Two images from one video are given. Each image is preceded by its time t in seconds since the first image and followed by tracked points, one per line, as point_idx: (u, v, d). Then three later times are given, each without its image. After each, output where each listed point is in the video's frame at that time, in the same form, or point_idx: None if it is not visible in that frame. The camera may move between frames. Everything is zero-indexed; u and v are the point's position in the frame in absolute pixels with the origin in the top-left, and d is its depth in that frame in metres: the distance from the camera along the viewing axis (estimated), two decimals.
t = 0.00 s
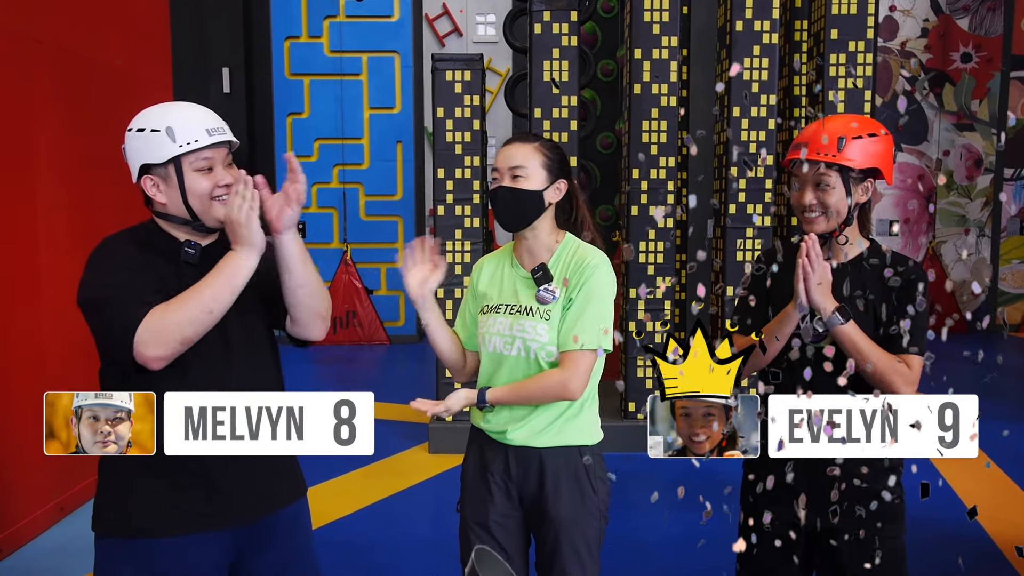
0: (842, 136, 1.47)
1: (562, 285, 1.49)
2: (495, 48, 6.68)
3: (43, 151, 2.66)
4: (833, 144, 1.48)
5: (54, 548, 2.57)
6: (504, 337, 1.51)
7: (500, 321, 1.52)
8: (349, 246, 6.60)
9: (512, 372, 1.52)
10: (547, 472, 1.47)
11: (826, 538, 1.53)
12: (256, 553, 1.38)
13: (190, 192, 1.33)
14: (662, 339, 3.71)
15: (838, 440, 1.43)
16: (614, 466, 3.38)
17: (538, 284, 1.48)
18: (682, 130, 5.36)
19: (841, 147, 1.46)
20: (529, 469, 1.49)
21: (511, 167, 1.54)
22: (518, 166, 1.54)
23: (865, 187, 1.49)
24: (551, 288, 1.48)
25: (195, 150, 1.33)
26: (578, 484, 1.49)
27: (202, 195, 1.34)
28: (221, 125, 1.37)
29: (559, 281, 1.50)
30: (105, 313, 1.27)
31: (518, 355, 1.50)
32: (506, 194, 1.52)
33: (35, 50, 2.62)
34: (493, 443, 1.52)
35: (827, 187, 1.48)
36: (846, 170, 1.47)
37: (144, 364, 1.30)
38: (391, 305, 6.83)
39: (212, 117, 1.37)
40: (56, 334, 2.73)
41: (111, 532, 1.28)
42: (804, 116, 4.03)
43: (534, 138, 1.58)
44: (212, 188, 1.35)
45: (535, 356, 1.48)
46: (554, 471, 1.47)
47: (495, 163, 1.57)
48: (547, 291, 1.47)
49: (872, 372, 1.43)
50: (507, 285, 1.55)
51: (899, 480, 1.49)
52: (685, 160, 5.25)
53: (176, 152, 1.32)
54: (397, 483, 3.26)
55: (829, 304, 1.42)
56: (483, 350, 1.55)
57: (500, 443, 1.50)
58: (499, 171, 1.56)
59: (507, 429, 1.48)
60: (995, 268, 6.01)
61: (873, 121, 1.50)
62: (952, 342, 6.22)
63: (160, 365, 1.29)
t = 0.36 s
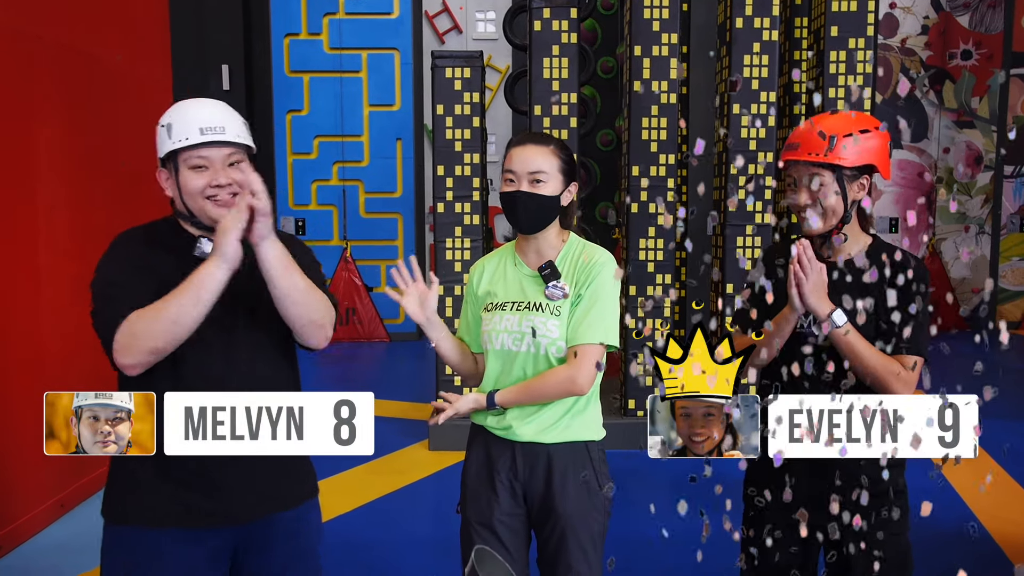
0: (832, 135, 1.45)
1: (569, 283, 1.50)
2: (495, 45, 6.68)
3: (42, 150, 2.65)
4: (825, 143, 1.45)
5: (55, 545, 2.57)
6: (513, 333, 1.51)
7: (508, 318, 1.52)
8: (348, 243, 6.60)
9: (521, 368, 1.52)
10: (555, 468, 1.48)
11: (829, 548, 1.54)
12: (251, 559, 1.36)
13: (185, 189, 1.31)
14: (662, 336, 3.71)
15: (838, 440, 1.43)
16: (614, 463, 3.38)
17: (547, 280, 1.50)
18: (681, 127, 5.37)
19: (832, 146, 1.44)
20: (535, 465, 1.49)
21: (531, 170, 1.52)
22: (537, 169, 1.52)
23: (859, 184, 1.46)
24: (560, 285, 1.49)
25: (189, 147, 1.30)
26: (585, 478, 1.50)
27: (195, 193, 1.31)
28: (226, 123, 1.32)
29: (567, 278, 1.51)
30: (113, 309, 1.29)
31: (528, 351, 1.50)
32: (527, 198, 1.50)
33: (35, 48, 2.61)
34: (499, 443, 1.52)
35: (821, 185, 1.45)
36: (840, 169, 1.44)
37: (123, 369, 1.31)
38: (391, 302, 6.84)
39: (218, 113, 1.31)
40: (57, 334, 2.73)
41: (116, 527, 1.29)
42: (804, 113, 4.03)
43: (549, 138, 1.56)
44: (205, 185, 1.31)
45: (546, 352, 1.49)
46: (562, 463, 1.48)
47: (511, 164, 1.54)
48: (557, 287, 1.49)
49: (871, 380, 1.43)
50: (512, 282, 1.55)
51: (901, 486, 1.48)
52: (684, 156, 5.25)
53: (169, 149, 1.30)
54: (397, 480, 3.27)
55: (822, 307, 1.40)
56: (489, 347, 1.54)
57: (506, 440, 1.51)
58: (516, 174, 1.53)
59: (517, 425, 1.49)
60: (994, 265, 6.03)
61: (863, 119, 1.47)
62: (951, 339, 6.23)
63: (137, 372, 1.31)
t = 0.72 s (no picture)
0: (866, 135, 1.44)
1: (567, 281, 1.51)
2: (496, 43, 6.68)
3: (42, 150, 2.65)
4: (856, 141, 1.44)
5: (56, 543, 2.58)
6: (511, 333, 1.51)
7: (507, 318, 1.52)
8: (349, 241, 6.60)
9: (518, 367, 1.52)
10: (555, 464, 1.49)
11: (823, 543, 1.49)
12: (255, 559, 1.33)
13: (235, 184, 1.34)
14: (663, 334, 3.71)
15: (838, 440, 1.44)
16: (614, 462, 3.38)
17: (546, 278, 1.50)
18: (681, 126, 5.37)
19: (864, 145, 1.43)
20: (535, 462, 1.50)
21: (535, 164, 1.54)
22: (540, 164, 1.54)
23: (885, 189, 1.44)
24: (559, 283, 1.49)
25: (242, 144, 1.33)
26: (585, 475, 1.51)
27: (242, 189, 1.34)
28: (277, 125, 1.33)
29: (565, 277, 1.52)
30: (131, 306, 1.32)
31: (526, 350, 1.50)
32: (530, 191, 1.51)
33: (33, 47, 2.60)
34: (497, 439, 1.53)
35: (843, 182, 1.44)
36: (865, 169, 1.43)
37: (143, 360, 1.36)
38: (391, 300, 6.85)
39: (274, 116, 1.34)
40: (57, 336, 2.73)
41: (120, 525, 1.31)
42: (806, 112, 4.04)
43: (550, 136, 1.57)
44: (251, 182, 1.33)
45: (546, 352, 1.49)
46: (561, 459, 1.49)
47: (514, 158, 1.56)
48: (556, 286, 1.49)
49: (847, 384, 1.38)
50: (511, 281, 1.55)
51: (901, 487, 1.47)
52: (685, 155, 5.27)
53: (227, 143, 1.34)
54: (397, 478, 3.27)
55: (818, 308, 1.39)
56: (487, 346, 1.54)
57: (505, 439, 1.51)
58: (519, 167, 1.55)
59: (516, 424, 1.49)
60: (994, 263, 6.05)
61: (901, 126, 1.45)
62: (952, 337, 6.22)
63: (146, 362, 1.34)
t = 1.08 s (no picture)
0: (917, 144, 1.41)
1: (562, 280, 1.51)
2: (491, 44, 6.78)
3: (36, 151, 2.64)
4: (905, 150, 1.42)
5: (52, 546, 2.56)
6: (508, 334, 1.50)
7: (504, 319, 1.51)
8: (344, 243, 6.59)
9: (517, 369, 1.51)
10: (552, 464, 1.49)
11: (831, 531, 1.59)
12: (256, 559, 1.33)
13: (251, 201, 1.34)
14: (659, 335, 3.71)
15: (838, 439, 1.46)
16: (612, 463, 3.38)
17: (542, 280, 1.50)
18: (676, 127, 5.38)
19: (915, 155, 1.40)
20: (533, 463, 1.50)
21: (524, 165, 1.54)
22: (529, 163, 1.54)
23: (935, 201, 1.41)
24: (556, 285, 1.49)
25: (261, 162, 1.33)
26: (582, 476, 1.51)
27: (261, 208, 1.34)
28: (296, 144, 1.34)
29: (561, 277, 1.52)
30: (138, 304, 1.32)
31: (524, 352, 1.49)
32: (520, 193, 1.52)
33: (26, 48, 2.58)
34: (496, 440, 1.52)
35: (891, 193, 1.43)
36: (913, 179, 1.42)
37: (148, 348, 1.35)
38: (387, 302, 6.85)
39: (293, 135, 1.35)
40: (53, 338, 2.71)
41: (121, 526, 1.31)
42: (800, 113, 4.05)
43: (542, 136, 1.57)
44: (269, 201, 1.34)
45: (545, 354, 1.49)
46: (559, 460, 1.50)
47: (505, 158, 1.56)
48: (552, 287, 1.48)
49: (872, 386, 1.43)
50: (506, 281, 1.54)
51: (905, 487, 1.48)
52: (679, 156, 5.29)
53: (246, 160, 1.34)
54: (394, 479, 3.26)
55: (876, 298, 1.40)
56: (484, 347, 1.53)
57: (502, 440, 1.51)
58: (510, 168, 1.55)
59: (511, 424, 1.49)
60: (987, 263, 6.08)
61: (952, 130, 1.43)
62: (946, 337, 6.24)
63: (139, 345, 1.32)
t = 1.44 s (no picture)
0: (927, 145, 1.39)
1: (561, 286, 1.50)
2: (488, 47, 6.80)
3: (34, 152, 2.63)
4: (916, 152, 1.39)
5: (50, 549, 2.56)
6: (505, 336, 1.50)
7: (502, 321, 1.52)
8: (341, 246, 6.58)
9: (512, 371, 1.50)
10: (545, 466, 1.49)
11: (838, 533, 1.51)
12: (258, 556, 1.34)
13: (242, 192, 1.34)
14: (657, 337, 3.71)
15: (838, 440, 1.45)
16: (610, 465, 3.38)
17: (541, 283, 1.49)
18: (674, 129, 5.37)
19: (928, 157, 1.38)
20: (527, 464, 1.50)
21: (510, 169, 1.57)
22: (517, 166, 1.57)
23: (943, 200, 1.40)
24: (554, 290, 1.48)
25: (253, 154, 1.33)
26: (576, 477, 1.50)
27: (251, 198, 1.34)
28: (289, 138, 1.35)
29: (561, 284, 1.51)
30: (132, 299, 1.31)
31: (516, 355, 1.49)
32: (504, 195, 1.55)
33: (24, 49, 2.57)
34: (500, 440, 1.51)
35: (907, 196, 1.39)
36: (927, 180, 1.38)
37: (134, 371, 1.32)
38: (385, 304, 6.84)
39: (286, 130, 1.35)
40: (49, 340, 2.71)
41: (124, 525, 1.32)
42: (796, 115, 4.06)
43: (538, 140, 1.59)
44: (261, 192, 1.34)
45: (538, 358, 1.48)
46: (551, 460, 1.49)
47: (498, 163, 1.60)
48: (551, 292, 1.48)
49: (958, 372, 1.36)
50: (510, 283, 1.55)
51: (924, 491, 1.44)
52: (675, 159, 5.30)
53: (238, 153, 1.33)
54: (392, 481, 3.26)
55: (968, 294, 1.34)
56: (484, 348, 1.54)
57: (497, 440, 1.51)
58: (500, 172, 1.59)
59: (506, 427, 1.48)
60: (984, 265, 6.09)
61: (950, 131, 1.41)
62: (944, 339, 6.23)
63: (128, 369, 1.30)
